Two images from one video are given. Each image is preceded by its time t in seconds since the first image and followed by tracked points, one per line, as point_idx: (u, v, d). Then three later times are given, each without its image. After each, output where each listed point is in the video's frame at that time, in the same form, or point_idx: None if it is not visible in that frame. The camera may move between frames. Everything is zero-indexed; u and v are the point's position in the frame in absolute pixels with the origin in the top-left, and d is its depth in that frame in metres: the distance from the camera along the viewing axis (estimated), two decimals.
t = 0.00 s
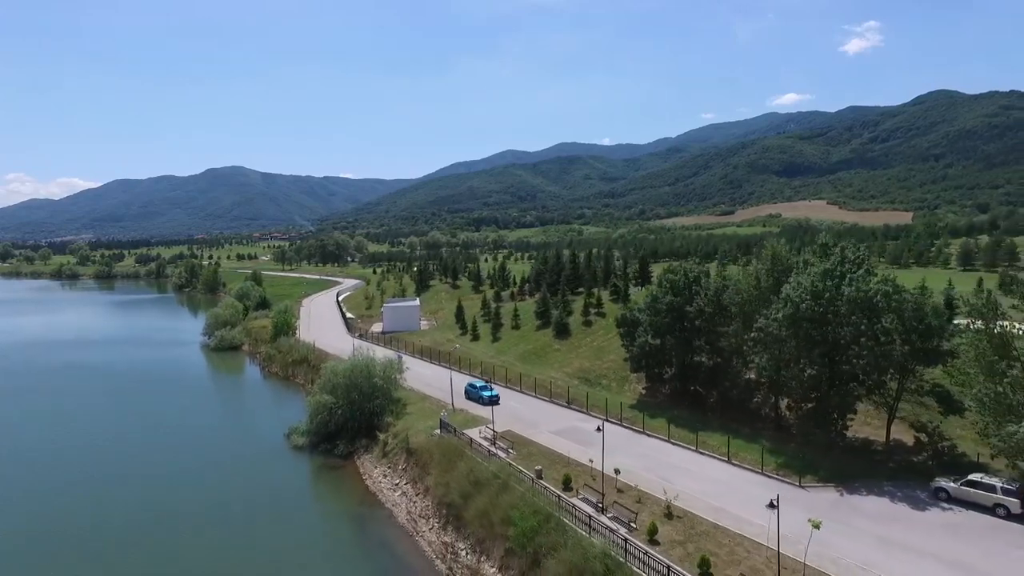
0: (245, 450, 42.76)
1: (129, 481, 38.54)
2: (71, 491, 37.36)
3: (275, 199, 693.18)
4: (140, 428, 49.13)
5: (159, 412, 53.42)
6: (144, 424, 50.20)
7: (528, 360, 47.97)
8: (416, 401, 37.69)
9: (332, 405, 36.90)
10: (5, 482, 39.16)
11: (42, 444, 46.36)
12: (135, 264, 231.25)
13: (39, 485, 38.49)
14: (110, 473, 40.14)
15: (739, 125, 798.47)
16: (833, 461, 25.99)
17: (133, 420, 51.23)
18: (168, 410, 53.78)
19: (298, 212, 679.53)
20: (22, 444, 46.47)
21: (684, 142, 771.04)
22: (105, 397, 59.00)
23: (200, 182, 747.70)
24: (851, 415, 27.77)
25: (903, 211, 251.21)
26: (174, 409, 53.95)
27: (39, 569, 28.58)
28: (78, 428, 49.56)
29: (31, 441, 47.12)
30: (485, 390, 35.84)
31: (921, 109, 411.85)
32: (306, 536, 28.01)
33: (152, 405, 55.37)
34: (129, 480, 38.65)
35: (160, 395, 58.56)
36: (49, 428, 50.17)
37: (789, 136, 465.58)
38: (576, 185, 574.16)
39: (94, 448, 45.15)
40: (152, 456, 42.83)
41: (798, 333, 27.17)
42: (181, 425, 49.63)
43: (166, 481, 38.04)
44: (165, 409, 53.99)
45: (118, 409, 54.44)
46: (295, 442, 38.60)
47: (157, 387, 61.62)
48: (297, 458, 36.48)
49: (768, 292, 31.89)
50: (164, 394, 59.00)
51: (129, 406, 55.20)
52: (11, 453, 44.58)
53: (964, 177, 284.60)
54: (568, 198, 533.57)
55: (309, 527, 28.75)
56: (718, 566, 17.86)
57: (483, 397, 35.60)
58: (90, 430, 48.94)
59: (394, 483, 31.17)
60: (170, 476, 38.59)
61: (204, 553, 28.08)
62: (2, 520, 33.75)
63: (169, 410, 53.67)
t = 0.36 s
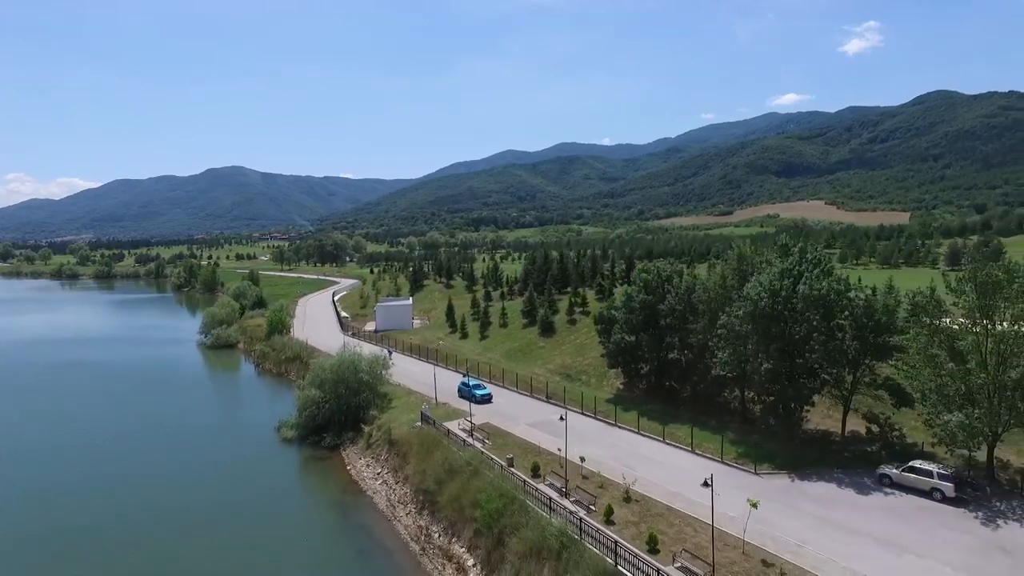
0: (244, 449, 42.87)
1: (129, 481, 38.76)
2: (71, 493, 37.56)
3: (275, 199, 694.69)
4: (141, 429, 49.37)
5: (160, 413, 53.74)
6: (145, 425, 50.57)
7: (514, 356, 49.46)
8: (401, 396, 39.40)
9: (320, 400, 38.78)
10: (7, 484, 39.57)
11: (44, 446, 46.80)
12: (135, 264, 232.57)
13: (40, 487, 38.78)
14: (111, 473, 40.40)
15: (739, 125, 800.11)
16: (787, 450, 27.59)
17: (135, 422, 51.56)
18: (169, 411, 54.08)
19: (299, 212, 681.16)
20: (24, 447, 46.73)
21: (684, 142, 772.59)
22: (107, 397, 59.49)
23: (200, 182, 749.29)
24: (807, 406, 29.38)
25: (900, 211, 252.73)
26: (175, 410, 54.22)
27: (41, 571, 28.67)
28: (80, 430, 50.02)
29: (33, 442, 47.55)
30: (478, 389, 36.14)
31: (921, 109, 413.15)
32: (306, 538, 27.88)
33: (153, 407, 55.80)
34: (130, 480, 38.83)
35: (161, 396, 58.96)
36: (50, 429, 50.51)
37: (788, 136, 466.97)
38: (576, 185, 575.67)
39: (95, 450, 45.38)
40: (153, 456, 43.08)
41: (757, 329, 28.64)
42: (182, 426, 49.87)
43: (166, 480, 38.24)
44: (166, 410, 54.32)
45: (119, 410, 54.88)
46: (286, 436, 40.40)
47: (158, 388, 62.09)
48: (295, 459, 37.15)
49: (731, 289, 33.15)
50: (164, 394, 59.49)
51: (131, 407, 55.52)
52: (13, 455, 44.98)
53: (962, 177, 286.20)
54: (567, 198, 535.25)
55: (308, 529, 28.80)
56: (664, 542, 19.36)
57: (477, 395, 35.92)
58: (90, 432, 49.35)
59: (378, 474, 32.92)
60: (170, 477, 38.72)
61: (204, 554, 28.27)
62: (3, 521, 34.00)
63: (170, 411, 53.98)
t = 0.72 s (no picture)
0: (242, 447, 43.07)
1: (129, 481, 38.88)
2: (71, 494, 37.66)
3: (275, 199, 695.91)
4: (140, 430, 49.54)
5: (160, 413, 54.02)
6: (145, 425, 50.67)
7: (500, 353, 50.94)
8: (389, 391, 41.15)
9: (310, 394, 40.84)
10: (7, 485, 39.39)
11: (45, 445, 46.94)
12: (135, 264, 233.76)
13: (40, 487, 38.87)
14: (110, 473, 40.55)
15: (739, 125, 801.05)
16: (748, 439, 29.19)
17: (135, 422, 51.71)
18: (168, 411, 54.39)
19: (299, 212, 682.58)
20: (23, 447, 46.82)
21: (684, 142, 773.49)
22: (107, 398, 59.89)
23: (200, 182, 750.65)
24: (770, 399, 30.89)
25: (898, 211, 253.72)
26: (174, 411, 54.52)
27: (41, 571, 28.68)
28: (80, 431, 50.21)
29: (33, 442, 47.70)
30: (472, 387, 37.04)
31: (920, 109, 414.09)
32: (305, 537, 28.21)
33: (153, 407, 56.11)
34: (129, 480, 38.93)
35: (160, 397, 59.28)
36: (50, 430, 50.67)
37: (788, 136, 467.98)
38: (576, 185, 576.88)
39: (94, 450, 45.45)
40: (153, 456, 43.30)
41: (721, 325, 30.16)
42: (181, 426, 50.12)
43: (165, 480, 38.40)
44: (165, 411, 54.60)
45: (118, 410, 55.18)
46: (279, 428, 42.36)
47: (157, 388, 62.55)
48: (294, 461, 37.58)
49: (699, 288, 34.78)
50: (163, 395, 59.95)
51: (131, 408, 55.76)
52: (13, 455, 45.06)
53: (961, 177, 287.21)
54: (567, 198, 536.57)
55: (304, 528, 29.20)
56: (620, 520, 20.74)
57: (470, 394, 36.80)
58: (91, 432, 49.50)
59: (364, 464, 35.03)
60: (171, 476, 38.86)
61: (204, 554, 28.43)
62: (3, 521, 34.07)
63: (170, 412, 54.27)
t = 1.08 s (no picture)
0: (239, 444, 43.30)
1: (128, 479, 39.08)
2: (70, 491, 37.79)
3: (275, 200, 697.40)
4: (138, 429, 49.74)
5: (159, 411, 54.39)
6: (144, 424, 50.90)
7: (490, 350, 52.61)
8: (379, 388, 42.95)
9: (302, 388, 42.73)
10: (7, 484, 39.57)
11: (44, 445, 46.93)
12: (135, 264, 235.22)
13: (41, 486, 39.01)
14: (109, 471, 40.77)
15: (739, 125, 802.32)
16: (714, 429, 30.79)
17: (135, 421, 52.04)
18: (166, 409, 54.73)
19: (299, 212, 684.29)
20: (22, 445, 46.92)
21: (684, 142, 774.61)
22: (105, 396, 60.24)
23: (201, 182, 752.30)
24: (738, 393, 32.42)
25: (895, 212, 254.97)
26: (172, 409, 54.87)
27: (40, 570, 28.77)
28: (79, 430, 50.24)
29: (32, 442, 47.78)
30: (467, 386, 38.12)
31: (920, 110, 415.42)
32: (303, 535, 28.47)
33: (152, 406, 56.30)
34: (127, 479, 39.04)
35: (158, 395, 59.68)
36: (49, 428, 50.88)
37: (787, 136, 469.48)
38: (575, 186, 578.43)
39: (93, 448, 45.71)
40: (151, 454, 43.52)
41: (691, 321, 31.74)
42: (180, 424, 50.44)
43: (164, 477, 38.67)
44: (164, 409, 54.91)
45: (117, 409, 55.30)
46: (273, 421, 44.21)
47: (154, 385, 63.21)
48: (292, 460, 37.99)
49: (671, 287, 36.39)
50: (162, 392, 60.36)
51: (129, 407, 56.04)
52: (12, 454, 45.09)
53: (959, 178, 288.44)
54: (566, 199, 537.77)
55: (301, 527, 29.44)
56: (584, 501, 22.29)
57: (465, 392, 37.76)
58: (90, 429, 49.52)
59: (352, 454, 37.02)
60: (170, 474, 38.91)
61: (204, 551, 28.62)
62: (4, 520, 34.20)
63: (168, 410, 54.65)
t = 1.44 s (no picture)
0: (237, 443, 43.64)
1: (127, 479, 39.33)
2: (69, 492, 37.99)
3: (275, 200, 698.94)
4: (138, 429, 50.03)
5: (159, 412, 54.76)
6: (143, 425, 51.20)
7: (479, 347, 54.21)
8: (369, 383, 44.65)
9: (294, 383, 44.64)
10: (6, 484, 39.70)
11: (45, 445, 47.24)
12: (135, 263, 236.53)
13: (41, 486, 39.19)
14: (109, 472, 40.99)
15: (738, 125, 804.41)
16: (685, 421, 32.43)
17: (135, 421, 52.42)
18: (166, 409, 55.15)
19: (299, 212, 685.90)
20: (21, 446, 47.06)
21: (683, 142, 776.76)
22: (105, 395, 60.84)
23: (200, 183, 753.60)
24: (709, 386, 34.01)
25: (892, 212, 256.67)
26: (171, 409, 55.29)
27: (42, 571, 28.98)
28: (79, 430, 50.54)
29: (33, 443, 48.06)
30: (461, 384, 38.83)
31: (917, 110, 417.58)
32: (302, 535, 28.96)
33: (151, 406, 56.82)
34: (128, 479, 39.33)
35: (158, 395, 60.29)
36: (48, 429, 51.15)
37: (786, 136, 471.56)
38: (575, 186, 580.22)
39: (93, 449, 45.96)
40: (151, 454, 43.84)
41: (662, 319, 33.41)
42: (180, 425, 50.75)
43: (164, 477, 38.95)
44: (163, 409, 55.32)
45: (117, 410, 55.78)
46: (266, 416, 46.03)
47: (153, 384, 63.99)
48: (290, 461, 38.64)
49: (647, 286, 38.09)
50: (162, 392, 61.08)
51: (129, 407, 56.47)
52: (13, 454, 45.38)
53: (956, 178, 290.52)
54: (565, 199, 539.32)
55: (301, 527, 29.97)
56: (553, 486, 23.92)
57: (459, 390, 38.49)
58: (90, 429, 49.82)
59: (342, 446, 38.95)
60: (170, 474, 39.21)
61: (204, 553, 28.95)
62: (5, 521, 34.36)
63: (168, 410, 55.07)
